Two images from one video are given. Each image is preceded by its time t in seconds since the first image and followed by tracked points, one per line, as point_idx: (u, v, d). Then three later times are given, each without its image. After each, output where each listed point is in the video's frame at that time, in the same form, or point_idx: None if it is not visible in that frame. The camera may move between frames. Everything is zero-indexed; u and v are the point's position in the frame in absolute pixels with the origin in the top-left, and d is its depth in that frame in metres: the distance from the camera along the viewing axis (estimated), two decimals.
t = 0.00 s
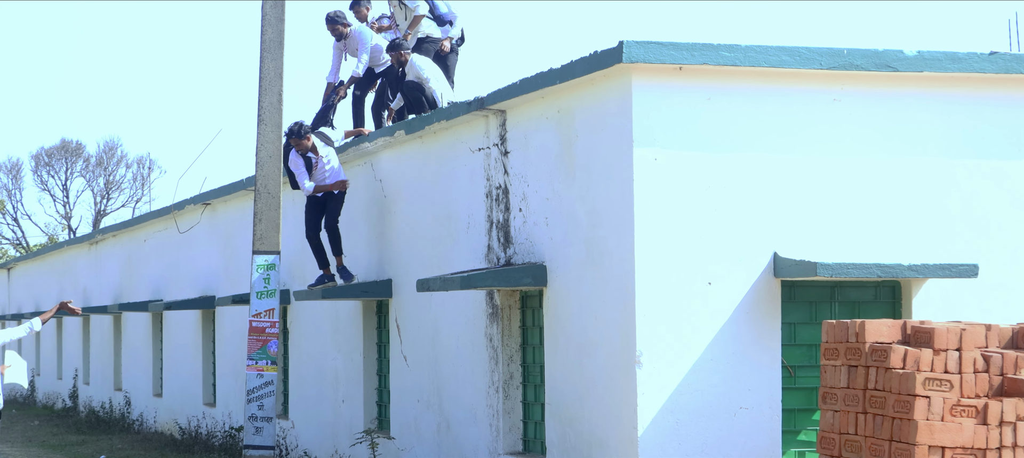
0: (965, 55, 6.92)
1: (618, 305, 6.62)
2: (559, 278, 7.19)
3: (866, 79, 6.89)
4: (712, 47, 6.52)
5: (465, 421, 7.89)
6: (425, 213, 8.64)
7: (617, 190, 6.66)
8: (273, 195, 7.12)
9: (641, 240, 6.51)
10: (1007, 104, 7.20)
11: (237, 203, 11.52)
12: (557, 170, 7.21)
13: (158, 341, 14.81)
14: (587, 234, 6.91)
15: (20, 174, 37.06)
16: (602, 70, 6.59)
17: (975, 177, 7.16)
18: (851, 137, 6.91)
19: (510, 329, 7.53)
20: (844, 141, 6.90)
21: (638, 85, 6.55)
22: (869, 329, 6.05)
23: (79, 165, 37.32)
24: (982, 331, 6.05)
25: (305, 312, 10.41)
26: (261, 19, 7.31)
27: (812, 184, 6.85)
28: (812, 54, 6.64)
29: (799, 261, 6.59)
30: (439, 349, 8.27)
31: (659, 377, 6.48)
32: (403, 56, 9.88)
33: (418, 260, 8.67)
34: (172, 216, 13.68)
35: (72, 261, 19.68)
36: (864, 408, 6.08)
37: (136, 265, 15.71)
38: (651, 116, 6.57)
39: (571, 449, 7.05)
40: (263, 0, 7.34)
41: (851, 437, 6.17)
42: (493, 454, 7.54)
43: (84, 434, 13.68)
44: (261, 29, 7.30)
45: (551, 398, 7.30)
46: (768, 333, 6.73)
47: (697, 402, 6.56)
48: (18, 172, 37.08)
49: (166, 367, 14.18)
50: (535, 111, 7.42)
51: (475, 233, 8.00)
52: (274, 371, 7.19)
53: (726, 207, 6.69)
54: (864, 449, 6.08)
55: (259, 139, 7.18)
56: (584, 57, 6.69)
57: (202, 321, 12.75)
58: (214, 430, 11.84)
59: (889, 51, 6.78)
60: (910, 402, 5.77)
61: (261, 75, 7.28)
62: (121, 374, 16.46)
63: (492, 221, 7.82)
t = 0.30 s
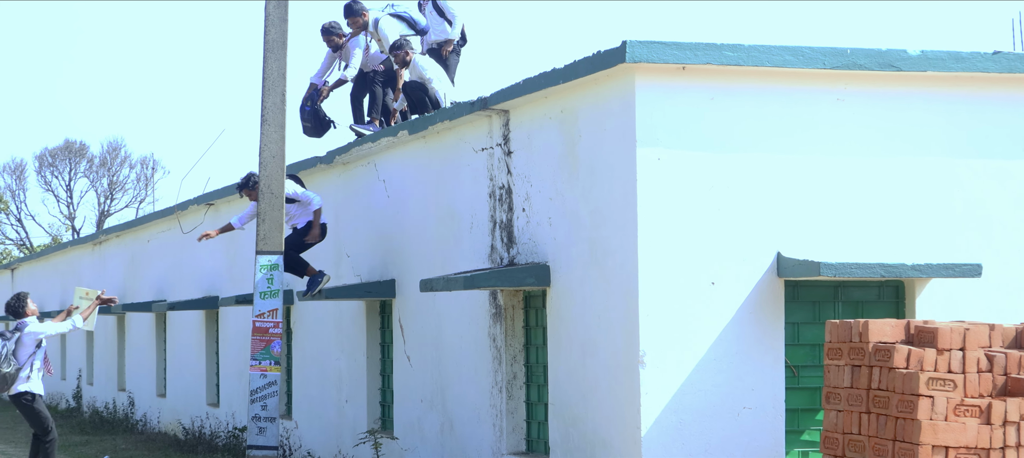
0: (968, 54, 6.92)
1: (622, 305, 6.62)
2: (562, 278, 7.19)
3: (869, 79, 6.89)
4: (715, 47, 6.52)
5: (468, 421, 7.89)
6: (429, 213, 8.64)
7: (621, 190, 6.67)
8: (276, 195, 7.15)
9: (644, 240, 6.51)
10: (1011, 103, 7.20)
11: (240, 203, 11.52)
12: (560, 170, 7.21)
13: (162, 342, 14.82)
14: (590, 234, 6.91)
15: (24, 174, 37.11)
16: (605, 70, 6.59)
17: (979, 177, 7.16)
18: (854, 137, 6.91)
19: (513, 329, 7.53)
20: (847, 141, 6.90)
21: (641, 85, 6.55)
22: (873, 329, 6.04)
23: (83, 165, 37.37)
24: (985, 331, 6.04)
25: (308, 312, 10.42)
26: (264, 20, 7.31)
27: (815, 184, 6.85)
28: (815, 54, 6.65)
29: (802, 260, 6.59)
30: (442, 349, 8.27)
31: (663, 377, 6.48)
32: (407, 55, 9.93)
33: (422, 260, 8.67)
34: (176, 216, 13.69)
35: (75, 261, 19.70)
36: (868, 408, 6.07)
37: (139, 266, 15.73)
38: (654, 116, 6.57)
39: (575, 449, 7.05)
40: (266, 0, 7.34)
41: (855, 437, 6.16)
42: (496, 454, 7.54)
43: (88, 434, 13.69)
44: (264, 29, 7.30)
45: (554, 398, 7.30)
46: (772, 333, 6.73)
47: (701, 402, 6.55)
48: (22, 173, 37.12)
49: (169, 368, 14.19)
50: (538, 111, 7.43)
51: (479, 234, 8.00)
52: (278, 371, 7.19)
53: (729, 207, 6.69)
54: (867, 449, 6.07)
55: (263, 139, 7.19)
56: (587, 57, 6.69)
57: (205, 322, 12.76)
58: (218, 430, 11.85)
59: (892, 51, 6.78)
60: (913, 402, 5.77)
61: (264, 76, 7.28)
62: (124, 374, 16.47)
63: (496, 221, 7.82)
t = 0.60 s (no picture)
0: (971, 53, 6.93)
1: (624, 305, 6.63)
2: (565, 278, 7.19)
3: (872, 78, 6.89)
4: (717, 47, 6.53)
5: (471, 421, 7.90)
6: (432, 213, 8.64)
7: (623, 189, 6.67)
8: (279, 195, 7.16)
9: (647, 240, 6.52)
10: (1014, 103, 7.20)
11: (244, 203, 11.53)
12: (563, 170, 7.21)
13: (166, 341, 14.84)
14: (593, 234, 6.92)
15: (28, 175, 37.16)
16: (608, 69, 6.59)
17: (982, 176, 7.15)
18: (857, 137, 6.91)
19: (516, 329, 7.54)
20: (850, 140, 6.90)
21: (643, 85, 6.55)
22: (875, 328, 6.04)
23: (87, 165, 37.40)
24: (988, 330, 6.05)
25: (311, 312, 10.42)
26: (266, 20, 7.32)
27: (819, 183, 6.85)
28: (818, 53, 6.66)
29: (805, 260, 6.59)
30: (445, 349, 8.28)
31: (665, 376, 6.48)
32: (411, 55, 10.00)
33: (425, 260, 8.68)
34: (179, 216, 13.70)
35: (79, 261, 19.71)
36: (870, 407, 6.07)
37: (143, 266, 15.74)
38: (657, 116, 6.57)
39: (577, 449, 7.05)
40: (269, 0, 7.35)
41: (858, 437, 6.16)
42: (499, 454, 7.55)
43: (91, 434, 13.70)
44: (267, 29, 7.31)
45: (557, 398, 7.30)
46: (775, 332, 6.73)
47: (704, 402, 6.56)
48: (26, 173, 37.16)
49: (173, 368, 14.21)
50: (541, 111, 7.43)
51: (481, 233, 8.01)
52: (281, 371, 7.20)
53: (732, 206, 6.69)
54: (870, 449, 6.08)
55: (265, 139, 7.20)
56: (589, 57, 6.70)
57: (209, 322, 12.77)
58: (221, 430, 11.85)
59: (895, 50, 6.78)
60: (916, 402, 5.77)
61: (267, 75, 7.29)
62: (128, 374, 16.49)
63: (498, 221, 7.83)
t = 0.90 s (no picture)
0: (974, 53, 6.92)
1: (627, 304, 6.63)
2: (568, 278, 7.20)
3: (875, 78, 6.89)
4: (720, 47, 6.53)
5: (474, 420, 7.90)
6: (435, 213, 8.64)
7: (626, 189, 6.67)
8: (282, 195, 7.17)
9: (650, 239, 6.52)
10: (1018, 102, 7.20)
11: (247, 203, 11.54)
12: (566, 170, 7.21)
13: (169, 341, 14.85)
14: (596, 233, 6.92)
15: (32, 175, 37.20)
16: (610, 69, 6.60)
17: (985, 175, 7.15)
18: (859, 136, 6.91)
19: (519, 329, 7.54)
20: (852, 140, 6.90)
21: (646, 84, 6.56)
22: (878, 328, 6.04)
23: (90, 165, 37.44)
24: (991, 330, 6.04)
25: (314, 312, 10.42)
26: (270, 20, 7.32)
27: (822, 183, 6.85)
28: (821, 53, 6.66)
29: (808, 260, 6.59)
30: (448, 349, 8.29)
31: (668, 376, 6.49)
32: (409, 58, 9.95)
33: (428, 260, 8.68)
34: (182, 216, 13.71)
35: (82, 261, 19.72)
36: (873, 407, 6.08)
37: (146, 266, 15.76)
38: (660, 115, 6.58)
39: (580, 449, 7.05)
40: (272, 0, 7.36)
41: (860, 436, 6.17)
42: (502, 454, 7.55)
43: (95, 434, 13.71)
44: (270, 29, 7.32)
45: (560, 398, 7.30)
46: (778, 332, 6.74)
47: (707, 402, 6.56)
48: (30, 173, 37.20)
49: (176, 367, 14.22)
50: (544, 110, 7.43)
51: (484, 233, 8.01)
52: (284, 371, 7.20)
53: (735, 206, 6.69)
54: (873, 448, 6.08)
55: (268, 139, 7.21)
56: (592, 56, 6.71)
57: (212, 321, 12.78)
58: (225, 430, 11.86)
59: (898, 50, 6.78)
60: (919, 401, 5.77)
61: (270, 75, 7.29)
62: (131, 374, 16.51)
63: (501, 221, 7.83)
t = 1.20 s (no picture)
0: (977, 54, 6.93)
1: (630, 304, 6.63)
2: (571, 278, 7.20)
3: (878, 78, 6.90)
4: (723, 47, 6.54)
5: (477, 420, 7.90)
6: (438, 213, 8.65)
7: (629, 189, 6.68)
8: (285, 195, 7.17)
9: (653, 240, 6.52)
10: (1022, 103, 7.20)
11: (249, 203, 11.55)
12: (569, 170, 7.22)
13: (172, 341, 14.86)
14: (599, 233, 6.92)
15: (35, 175, 37.25)
16: (613, 69, 6.60)
17: (988, 176, 7.15)
18: (862, 137, 6.92)
19: (522, 329, 7.53)
20: (855, 140, 6.91)
21: (649, 85, 6.56)
22: (881, 329, 6.05)
23: (93, 166, 37.47)
24: (994, 330, 6.04)
25: (317, 312, 10.43)
26: (273, 20, 7.33)
27: (824, 183, 6.86)
28: (824, 53, 6.66)
29: (811, 260, 6.59)
30: (451, 350, 8.29)
31: (670, 376, 6.49)
32: (413, 59, 9.99)
33: (431, 260, 8.68)
34: (185, 216, 13.72)
35: (85, 261, 19.72)
36: (876, 408, 6.09)
37: (149, 266, 15.76)
38: (662, 116, 6.58)
39: (583, 449, 7.05)
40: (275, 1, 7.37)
41: (863, 437, 6.18)
42: (505, 454, 7.55)
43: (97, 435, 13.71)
44: (273, 29, 7.32)
45: (563, 398, 7.30)
46: (780, 333, 6.74)
47: (710, 402, 6.56)
48: (33, 174, 37.24)
49: (179, 368, 14.22)
50: (547, 111, 7.43)
51: (487, 233, 8.01)
52: (287, 371, 7.20)
53: (738, 206, 6.70)
54: (876, 449, 6.08)
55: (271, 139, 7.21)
56: (595, 57, 6.71)
57: (215, 322, 12.79)
58: (227, 430, 11.85)
59: (900, 50, 6.79)
60: (922, 402, 5.78)
61: (273, 75, 7.29)
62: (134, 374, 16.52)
63: (504, 221, 7.83)
